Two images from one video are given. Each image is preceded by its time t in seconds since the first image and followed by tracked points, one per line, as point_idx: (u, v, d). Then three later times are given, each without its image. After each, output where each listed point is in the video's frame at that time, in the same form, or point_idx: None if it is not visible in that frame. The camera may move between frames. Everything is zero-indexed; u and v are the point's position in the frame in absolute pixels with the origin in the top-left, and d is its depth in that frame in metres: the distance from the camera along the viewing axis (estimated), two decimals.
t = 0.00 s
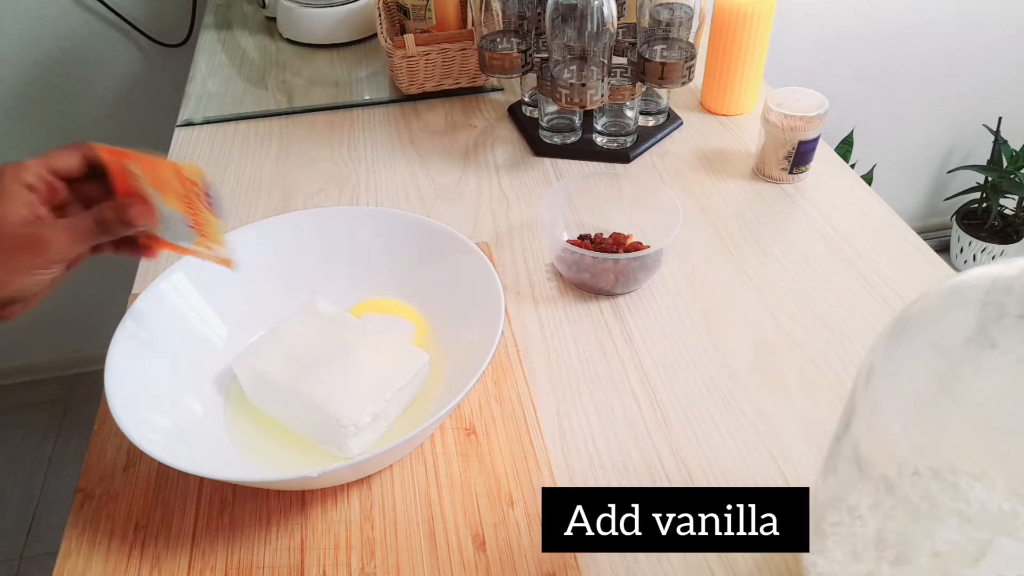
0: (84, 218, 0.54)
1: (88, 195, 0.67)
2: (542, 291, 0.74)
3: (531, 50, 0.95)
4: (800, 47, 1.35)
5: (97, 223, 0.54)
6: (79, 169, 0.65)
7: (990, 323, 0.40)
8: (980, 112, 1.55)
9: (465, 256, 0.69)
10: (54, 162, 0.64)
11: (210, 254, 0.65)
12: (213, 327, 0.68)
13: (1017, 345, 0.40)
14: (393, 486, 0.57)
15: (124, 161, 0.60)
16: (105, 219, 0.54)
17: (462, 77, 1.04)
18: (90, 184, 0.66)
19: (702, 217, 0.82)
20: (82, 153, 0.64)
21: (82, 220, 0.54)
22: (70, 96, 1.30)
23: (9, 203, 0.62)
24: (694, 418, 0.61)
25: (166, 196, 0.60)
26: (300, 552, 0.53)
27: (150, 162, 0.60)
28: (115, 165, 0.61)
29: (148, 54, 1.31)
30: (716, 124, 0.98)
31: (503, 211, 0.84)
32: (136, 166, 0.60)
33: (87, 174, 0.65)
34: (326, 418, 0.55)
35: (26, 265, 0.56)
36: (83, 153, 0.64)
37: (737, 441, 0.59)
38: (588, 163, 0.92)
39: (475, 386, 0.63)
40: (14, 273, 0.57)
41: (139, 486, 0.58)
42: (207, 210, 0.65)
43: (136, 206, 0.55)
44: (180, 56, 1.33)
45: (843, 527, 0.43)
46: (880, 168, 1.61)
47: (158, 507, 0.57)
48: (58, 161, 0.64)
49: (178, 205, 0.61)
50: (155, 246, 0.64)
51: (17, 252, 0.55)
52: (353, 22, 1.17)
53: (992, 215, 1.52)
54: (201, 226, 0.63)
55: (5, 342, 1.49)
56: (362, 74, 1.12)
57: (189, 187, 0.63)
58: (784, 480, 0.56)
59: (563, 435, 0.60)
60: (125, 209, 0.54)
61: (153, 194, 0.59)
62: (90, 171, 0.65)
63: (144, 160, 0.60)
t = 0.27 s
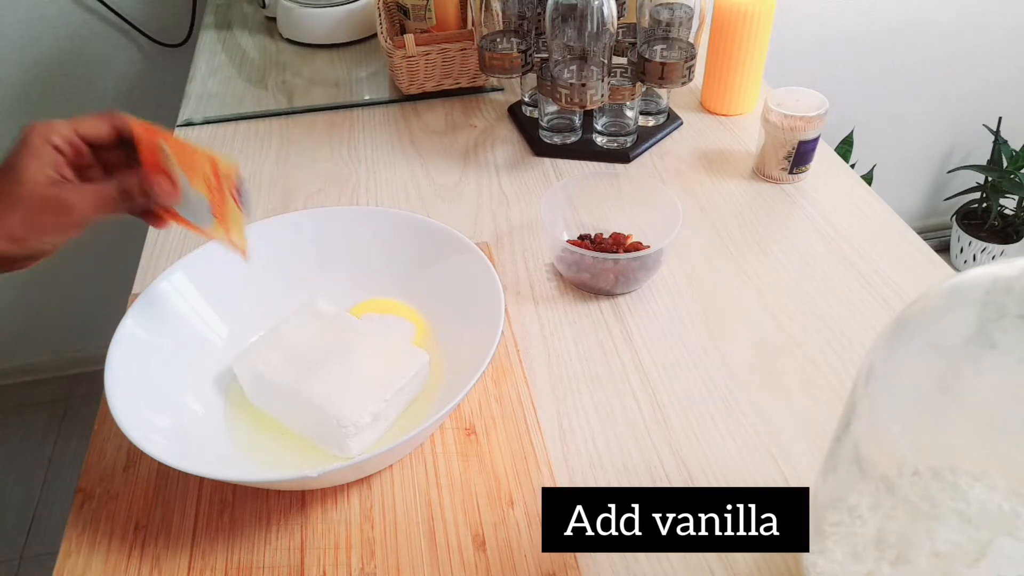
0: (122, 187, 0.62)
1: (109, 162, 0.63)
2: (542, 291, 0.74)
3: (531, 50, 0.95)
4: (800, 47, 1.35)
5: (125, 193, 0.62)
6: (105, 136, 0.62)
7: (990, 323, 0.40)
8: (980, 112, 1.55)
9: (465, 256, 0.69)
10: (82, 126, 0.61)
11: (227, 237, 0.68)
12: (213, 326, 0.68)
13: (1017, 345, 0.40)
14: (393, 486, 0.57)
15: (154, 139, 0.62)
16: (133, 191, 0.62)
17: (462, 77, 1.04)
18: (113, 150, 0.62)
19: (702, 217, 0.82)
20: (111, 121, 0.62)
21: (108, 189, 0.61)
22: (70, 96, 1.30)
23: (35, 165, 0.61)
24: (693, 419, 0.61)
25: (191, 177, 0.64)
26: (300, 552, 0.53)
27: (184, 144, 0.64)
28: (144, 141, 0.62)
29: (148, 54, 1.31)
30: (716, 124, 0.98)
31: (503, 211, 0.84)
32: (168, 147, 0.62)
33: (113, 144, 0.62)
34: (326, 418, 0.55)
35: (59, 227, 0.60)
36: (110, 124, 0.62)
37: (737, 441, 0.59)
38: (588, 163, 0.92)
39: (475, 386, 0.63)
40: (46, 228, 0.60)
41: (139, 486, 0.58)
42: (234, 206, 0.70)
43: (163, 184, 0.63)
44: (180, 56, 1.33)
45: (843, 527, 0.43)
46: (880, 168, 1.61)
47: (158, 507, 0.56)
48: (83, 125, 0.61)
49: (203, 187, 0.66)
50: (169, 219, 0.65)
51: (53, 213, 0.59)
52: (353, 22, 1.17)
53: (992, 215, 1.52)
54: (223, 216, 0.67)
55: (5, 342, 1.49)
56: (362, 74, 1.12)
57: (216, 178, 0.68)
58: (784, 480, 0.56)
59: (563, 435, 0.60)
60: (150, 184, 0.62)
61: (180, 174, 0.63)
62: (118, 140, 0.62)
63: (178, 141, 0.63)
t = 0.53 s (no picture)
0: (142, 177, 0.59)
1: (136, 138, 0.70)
2: (542, 291, 0.74)
3: (531, 50, 0.95)
4: (800, 47, 1.35)
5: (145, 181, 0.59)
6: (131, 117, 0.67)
7: (990, 323, 0.40)
8: (980, 112, 1.55)
9: (465, 256, 0.69)
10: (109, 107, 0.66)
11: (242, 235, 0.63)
12: (213, 326, 0.68)
13: (1018, 345, 0.40)
14: (393, 486, 0.57)
15: (183, 132, 0.59)
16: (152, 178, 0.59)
17: (462, 77, 1.04)
18: (139, 130, 0.70)
19: (702, 217, 0.82)
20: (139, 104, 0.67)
21: (131, 175, 0.59)
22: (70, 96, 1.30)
23: (60, 141, 0.63)
24: (693, 418, 0.61)
25: (215, 178, 0.60)
26: (300, 552, 0.53)
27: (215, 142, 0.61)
28: (175, 132, 0.60)
29: (148, 54, 1.31)
30: (716, 124, 0.98)
31: (502, 211, 0.84)
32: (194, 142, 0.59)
33: (137, 122, 0.68)
34: (326, 418, 0.55)
35: (73, 206, 0.60)
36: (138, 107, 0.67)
37: (737, 441, 0.59)
38: (588, 163, 0.92)
39: (475, 387, 0.63)
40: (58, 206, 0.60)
41: (139, 486, 0.58)
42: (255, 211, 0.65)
43: (184, 176, 0.59)
44: (180, 56, 1.33)
45: (843, 527, 0.43)
46: (881, 168, 1.61)
47: (158, 507, 0.56)
48: (111, 107, 0.66)
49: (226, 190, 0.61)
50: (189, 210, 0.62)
51: (65, 194, 0.60)
52: (353, 22, 1.17)
53: (992, 215, 1.52)
54: (242, 216, 0.62)
55: (5, 342, 1.49)
56: (362, 74, 1.12)
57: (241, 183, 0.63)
58: (784, 480, 0.56)
59: (563, 435, 0.60)
60: (170, 174, 0.59)
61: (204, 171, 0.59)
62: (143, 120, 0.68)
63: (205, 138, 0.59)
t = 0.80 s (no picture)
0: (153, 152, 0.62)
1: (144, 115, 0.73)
2: (542, 291, 0.74)
3: (531, 50, 0.95)
4: (800, 47, 1.35)
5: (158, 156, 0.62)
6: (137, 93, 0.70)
7: (990, 323, 0.40)
8: (980, 112, 1.55)
9: (465, 256, 0.69)
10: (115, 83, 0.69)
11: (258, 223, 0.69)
12: (213, 327, 0.68)
13: (1017, 345, 0.40)
14: (393, 486, 0.57)
15: (197, 115, 0.62)
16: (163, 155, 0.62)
17: (462, 77, 1.04)
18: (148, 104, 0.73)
19: (702, 217, 0.82)
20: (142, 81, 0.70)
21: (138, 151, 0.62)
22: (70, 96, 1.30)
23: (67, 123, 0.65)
24: (693, 419, 0.61)
25: (231, 164, 0.65)
26: (300, 552, 0.53)
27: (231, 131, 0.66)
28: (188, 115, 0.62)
29: (147, 54, 1.31)
30: (716, 124, 0.98)
31: (502, 211, 0.84)
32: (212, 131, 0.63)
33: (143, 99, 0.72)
34: (326, 418, 0.55)
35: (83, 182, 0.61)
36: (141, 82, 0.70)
37: (737, 441, 0.59)
38: (588, 162, 0.92)
39: (475, 387, 0.63)
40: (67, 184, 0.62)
41: (139, 486, 0.58)
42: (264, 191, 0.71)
43: (199, 160, 0.63)
44: (180, 56, 1.33)
45: (843, 527, 0.43)
46: (880, 168, 1.61)
47: (158, 507, 0.56)
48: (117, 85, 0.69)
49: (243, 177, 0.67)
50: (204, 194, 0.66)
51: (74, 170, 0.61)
52: (352, 22, 1.17)
53: (992, 215, 1.52)
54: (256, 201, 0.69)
55: (5, 342, 1.49)
56: (362, 74, 1.12)
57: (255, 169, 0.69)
58: (784, 480, 0.56)
59: (563, 435, 0.60)
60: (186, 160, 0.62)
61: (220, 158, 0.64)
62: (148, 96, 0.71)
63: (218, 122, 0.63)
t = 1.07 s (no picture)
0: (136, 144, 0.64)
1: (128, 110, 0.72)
2: (542, 291, 0.74)
3: (531, 50, 0.95)
4: (800, 46, 1.35)
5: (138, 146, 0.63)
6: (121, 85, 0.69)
7: (990, 323, 0.40)
8: (980, 112, 1.55)
9: (465, 256, 0.70)
10: (100, 77, 0.68)
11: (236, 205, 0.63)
12: (213, 327, 0.68)
13: (1017, 345, 0.40)
14: (393, 486, 0.57)
15: (173, 94, 0.60)
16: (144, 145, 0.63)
17: (462, 77, 1.04)
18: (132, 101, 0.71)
19: (702, 217, 0.82)
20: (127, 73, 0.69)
21: (122, 143, 0.64)
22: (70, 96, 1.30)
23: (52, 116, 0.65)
24: (693, 419, 0.61)
25: (208, 140, 0.60)
26: (300, 552, 0.53)
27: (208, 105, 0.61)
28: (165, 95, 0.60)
29: (147, 54, 1.31)
30: (716, 124, 0.98)
31: (502, 211, 0.84)
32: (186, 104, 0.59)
33: (129, 93, 0.70)
34: (326, 418, 0.55)
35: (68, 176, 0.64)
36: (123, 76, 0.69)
37: (737, 441, 0.59)
38: (588, 162, 0.92)
39: (475, 387, 0.63)
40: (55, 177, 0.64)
41: (139, 486, 0.58)
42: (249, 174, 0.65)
43: (175, 138, 0.61)
44: (180, 56, 1.33)
45: (843, 527, 0.43)
46: (880, 168, 1.61)
47: (158, 507, 0.56)
48: (103, 77, 0.68)
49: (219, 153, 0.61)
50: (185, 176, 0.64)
51: (60, 162, 0.64)
52: (352, 22, 1.17)
53: (992, 215, 1.52)
54: (236, 181, 0.62)
55: (4, 342, 1.49)
56: (362, 74, 1.12)
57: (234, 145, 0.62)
58: (784, 480, 0.56)
59: (563, 435, 0.60)
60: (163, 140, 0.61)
61: (194, 135, 0.59)
62: (135, 89, 0.70)
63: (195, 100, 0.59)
